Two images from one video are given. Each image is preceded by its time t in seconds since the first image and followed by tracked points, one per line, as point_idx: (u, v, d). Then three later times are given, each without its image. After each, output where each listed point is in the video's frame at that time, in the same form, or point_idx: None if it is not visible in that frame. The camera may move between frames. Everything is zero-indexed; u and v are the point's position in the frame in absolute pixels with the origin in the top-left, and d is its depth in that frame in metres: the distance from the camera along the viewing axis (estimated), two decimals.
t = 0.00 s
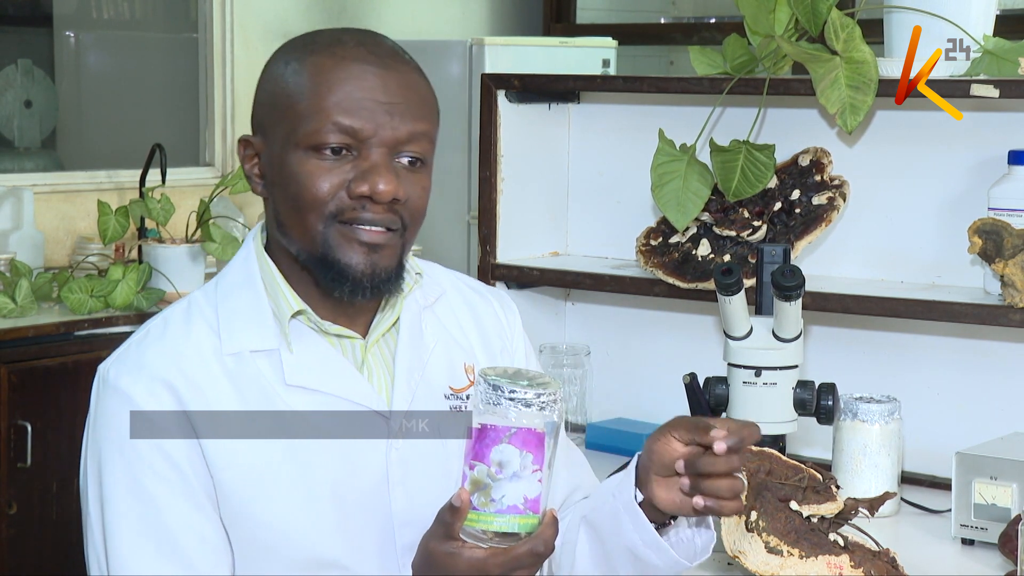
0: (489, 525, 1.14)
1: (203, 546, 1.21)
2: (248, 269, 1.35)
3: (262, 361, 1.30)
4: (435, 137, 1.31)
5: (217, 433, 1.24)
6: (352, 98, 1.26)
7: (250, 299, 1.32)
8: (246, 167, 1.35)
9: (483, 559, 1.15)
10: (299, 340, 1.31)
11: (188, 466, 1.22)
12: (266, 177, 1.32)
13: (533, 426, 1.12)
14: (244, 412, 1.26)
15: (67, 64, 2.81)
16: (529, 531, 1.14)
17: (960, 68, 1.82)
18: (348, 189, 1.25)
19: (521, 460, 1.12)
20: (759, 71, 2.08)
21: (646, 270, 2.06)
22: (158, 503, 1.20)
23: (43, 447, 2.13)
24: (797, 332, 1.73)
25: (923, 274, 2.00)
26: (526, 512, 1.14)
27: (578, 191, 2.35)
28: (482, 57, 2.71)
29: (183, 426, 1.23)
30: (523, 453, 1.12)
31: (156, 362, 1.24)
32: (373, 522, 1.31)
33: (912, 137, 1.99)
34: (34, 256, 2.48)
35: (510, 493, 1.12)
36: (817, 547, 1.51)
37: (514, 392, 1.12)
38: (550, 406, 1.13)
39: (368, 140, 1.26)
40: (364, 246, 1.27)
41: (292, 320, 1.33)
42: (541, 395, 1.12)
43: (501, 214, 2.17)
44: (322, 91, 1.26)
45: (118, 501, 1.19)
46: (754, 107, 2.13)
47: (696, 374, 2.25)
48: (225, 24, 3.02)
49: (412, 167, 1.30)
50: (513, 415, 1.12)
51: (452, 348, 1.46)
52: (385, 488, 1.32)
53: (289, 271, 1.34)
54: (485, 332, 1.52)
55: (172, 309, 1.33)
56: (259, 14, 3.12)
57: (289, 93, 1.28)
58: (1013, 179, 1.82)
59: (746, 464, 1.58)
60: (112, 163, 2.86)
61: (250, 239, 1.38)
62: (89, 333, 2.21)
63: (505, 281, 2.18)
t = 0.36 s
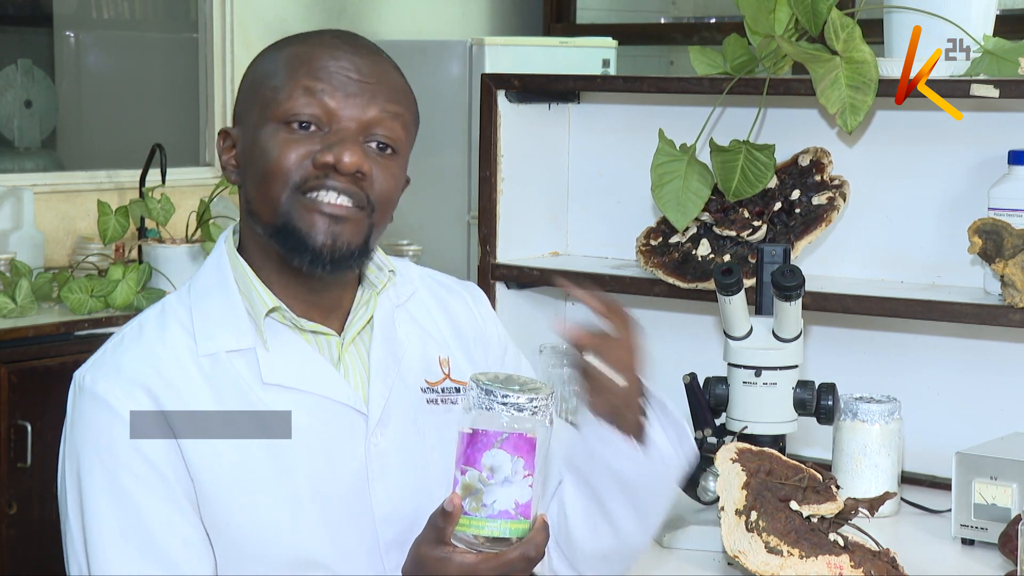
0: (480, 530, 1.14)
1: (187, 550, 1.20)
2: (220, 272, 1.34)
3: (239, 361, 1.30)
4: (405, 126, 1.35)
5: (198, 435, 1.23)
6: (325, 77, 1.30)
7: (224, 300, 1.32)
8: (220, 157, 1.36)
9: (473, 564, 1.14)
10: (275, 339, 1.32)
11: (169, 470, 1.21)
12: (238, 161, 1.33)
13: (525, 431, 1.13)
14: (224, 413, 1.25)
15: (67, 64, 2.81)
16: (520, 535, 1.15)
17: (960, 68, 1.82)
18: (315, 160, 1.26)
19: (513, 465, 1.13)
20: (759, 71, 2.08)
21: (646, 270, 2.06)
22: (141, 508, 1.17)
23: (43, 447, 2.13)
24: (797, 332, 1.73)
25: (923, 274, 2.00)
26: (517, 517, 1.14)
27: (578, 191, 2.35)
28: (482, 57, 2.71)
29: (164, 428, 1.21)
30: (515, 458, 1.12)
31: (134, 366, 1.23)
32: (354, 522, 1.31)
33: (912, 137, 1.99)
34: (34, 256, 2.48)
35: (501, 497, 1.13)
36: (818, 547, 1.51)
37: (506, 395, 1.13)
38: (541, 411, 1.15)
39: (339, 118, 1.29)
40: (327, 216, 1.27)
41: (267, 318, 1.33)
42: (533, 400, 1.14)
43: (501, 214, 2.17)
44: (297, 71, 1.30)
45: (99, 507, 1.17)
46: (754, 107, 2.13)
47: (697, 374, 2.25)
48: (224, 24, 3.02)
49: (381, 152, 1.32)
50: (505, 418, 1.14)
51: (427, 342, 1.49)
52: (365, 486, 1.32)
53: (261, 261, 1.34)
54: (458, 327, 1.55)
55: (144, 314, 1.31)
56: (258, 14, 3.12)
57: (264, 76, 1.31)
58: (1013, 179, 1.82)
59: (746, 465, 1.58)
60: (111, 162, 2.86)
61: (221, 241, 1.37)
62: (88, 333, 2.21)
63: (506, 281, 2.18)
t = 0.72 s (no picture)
0: (472, 519, 1.13)
1: (183, 540, 1.20)
2: (223, 266, 1.35)
3: (239, 353, 1.30)
4: (422, 134, 1.36)
5: (197, 426, 1.24)
6: (348, 81, 1.31)
7: (226, 293, 1.32)
8: (233, 151, 1.37)
9: (466, 553, 1.15)
10: (276, 331, 1.32)
11: (168, 458, 1.21)
12: (254, 159, 1.34)
13: (517, 421, 1.12)
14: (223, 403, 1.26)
15: (66, 64, 2.81)
16: (512, 526, 1.13)
17: (960, 68, 1.82)
18: (335, 165, 1.27)
19: (505, 455, 1.11)
20: (759, 71, 2.08)
21: (646, 270, 2.06)
22: (137, 496, 1.18)
23: (43, 447, 2.13)
24: (797, 332, 1.73)
25: (924, 274, 2.00)
26: (509, 507, 1.12)
27: (578, 191, 2.35)
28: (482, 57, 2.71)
29: (162, 417, 1.22)
30: (506, 448, 1.11)
31: (134, 356, 1.24)
32: (353, 516, 1.31)
33: (912, 137, 1.99)
34: (34, 256, 2.48)
35: (493, 487, 1.11)
36: (818, 547, 1.51)
37: (497, 383, 1.11)
38: (533, 399, 1.13)
39: (359, 123, 1.30)
40: (345, 223, 1.28)
41: (268, 311, 1.34)
42: (525, 388, 1.12)
43: (501, 214, 2.17)
44: (319, 74, 1.31)
45: (97, 494, 1.18)
46: (754, 107, 2.13)
47: (697, 374, 2.25)
48: (224, 23, 3.02)
49: (397, 158, 1.33)
50: (498, 407, 1.12)
51: (428, 341, 1.49)
52: (365, 479, 1.32)
53: (266, 256, 1.35)
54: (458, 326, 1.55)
55: (147, 307, 1.33)
56: (259, 14, 3.12)
57: (287, 76, 1.32)
58: (1013, 179, 1.82)
59: (746, 465, 1.58)
60: (111, 162, 2.86)
61: (224, 238, 1.39)
62: (88, 333, 2.21)
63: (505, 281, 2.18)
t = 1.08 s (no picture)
0: (485, 521, 1.12)
1: (193, 536, 1.20)
2: (234, 265, 1.35)
3: (250, 352, 1.30)
4: (437, 139, 1.36)
5: (207, 424, 1.24)
6: (363, 86, 1.31)
7: (236, 292, 1.33)
8: (248, 150, 1.37)
9: (479, 554, 1.15)
10: (286, 330, 1.32)
11: (178, 456, 1.21)
12: (268, 159, 1.34)
13: (531, 423, 1.10)
14: (233, 402, 1.26)
15: (67, 64, 2.81)
16: (524, 527, 1.12)
17: (960, 68, 1.82)
18: (350, 170, 1.28)
19: (519, 457, 1.10)
20: (759, 71, 2.08)
21: (646, 270, 2.06)
22: (148, 493, 1.18)
23: (42, 447, 2.13)
24: (797, 332, 1.73)
25: (923, 274, 2.00)
26: (523, 509, 1.11)
27: (578, 191, 2.35)
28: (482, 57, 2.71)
29: (173, 414, 1.22)
30: (521, 449, 1.10)
31: (145, 354, 1.24)
32: (360, 514, 1.30)
33: (912, 138, 1.99)
34: (34, 256, 2.48)
35: (507, 488, 1.10)
36: (818, 547, 1.51)
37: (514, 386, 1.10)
38: (548, 402, 1.12)
39: (374, 127, 1.31)
40: (358, 228, 1.28)
41: (279, 309, 1.34)
42: (541, 390, 1.11)
43: (501, 214, 2.17)
44: (335, 78, 1.31)
45: (107, 490, 1.18)
46: (754, 107, 2.13)
47: (696, 374, 2.25)
48: (224, 24, 3.02)
49: (411, 163, 1.34)
50: (513, 409, 1.11)
51: (436, 342, 1.49)
52: (374, 478, 1.32)
53: (279, 256, 1.34)
54: (467, 329, 1.55)
55: (158, 306, 1.33)
56: (259, 14, 3.12)
57: (303, 79, 1.32)
58: (1013, 179, 1.82)
59: (746, 464, 1.58)
60: (112, 162, 2.86)
61: (235, 236, 1.39)
62: (89, 333, 2.21)
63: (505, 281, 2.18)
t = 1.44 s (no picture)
0: (495, 537, 1.12)
1: (204, 525, 1.19)
2: (253, 257, 1.35)
3: (267, 342, 1.30)
4: (472, 150, 1.34)
5: (224, 412, 1.24)
6: (407, 83, 1.30)
7: (257, 283, 1.32)
8: (281, 140, 1.34)
9: (487, 570, 1.14)
10: (305, 322, 1.32)
11: (193, 442, 1.20)
12: (303, 149, 1.31)
13: (546, 443, 1.08)
14: (251, 391, 1.27)
15: (67, 64, 2.81)
16: (535, 545, 1.11)
17: (961, 68, 1.82)
18: (388, 160, 1.25)
19: (532, 476, 1.08)
20: (759, 71, 2.08)
21: (646, 270, 2.06)
22: (161, 479, 1.17)
23: (43, 447, 2.13)
24: (797, 332, 1.73)
25: (924, 274, 2.00)
26: (533, 527, 1.10)
27: (578, 191, 2.35)
28: (482, 57, 2.71)
29: (190, 400, 1.22)
30: (535, 469, 1.08)
31: (164, 340, 1.24)
32: (370, 506, 1.32)
33: (912, 138, 1.99)
34: (34, 256, 2.48)
35: (519, 507, 1.09)
36: (818, 547, 1.51)
37: (531, 407, 1.07)
38: (566, 424, 1.09)
39: (416, 125, 1.29)
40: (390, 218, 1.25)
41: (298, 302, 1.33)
42: (558, 412, 1.07)
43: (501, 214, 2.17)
44: (379, 74, 1.30)
45: (120, 476, 1.16)
46: (754, 108, 2.13)
47: (697, 374, 2.25)
48: (225, 24, 3.02)
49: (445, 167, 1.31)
50: (529, 428, 1.08)
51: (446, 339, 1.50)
52: (385, 471, 1.34)
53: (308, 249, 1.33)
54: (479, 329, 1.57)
55: (177, 296, 1.33)
56: (259, 14, 3.12)
57: (350, 73, 1.31)
58: (1013, 179, 1.82)
59: (746, 465, 1.58)
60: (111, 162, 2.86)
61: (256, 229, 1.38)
62: (89, 333, 2.21)
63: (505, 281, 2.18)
